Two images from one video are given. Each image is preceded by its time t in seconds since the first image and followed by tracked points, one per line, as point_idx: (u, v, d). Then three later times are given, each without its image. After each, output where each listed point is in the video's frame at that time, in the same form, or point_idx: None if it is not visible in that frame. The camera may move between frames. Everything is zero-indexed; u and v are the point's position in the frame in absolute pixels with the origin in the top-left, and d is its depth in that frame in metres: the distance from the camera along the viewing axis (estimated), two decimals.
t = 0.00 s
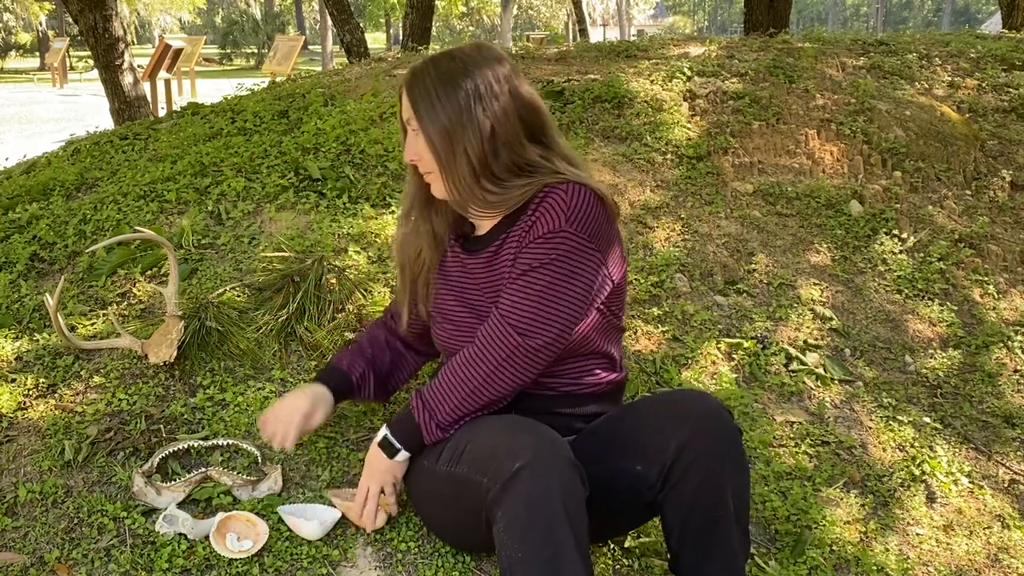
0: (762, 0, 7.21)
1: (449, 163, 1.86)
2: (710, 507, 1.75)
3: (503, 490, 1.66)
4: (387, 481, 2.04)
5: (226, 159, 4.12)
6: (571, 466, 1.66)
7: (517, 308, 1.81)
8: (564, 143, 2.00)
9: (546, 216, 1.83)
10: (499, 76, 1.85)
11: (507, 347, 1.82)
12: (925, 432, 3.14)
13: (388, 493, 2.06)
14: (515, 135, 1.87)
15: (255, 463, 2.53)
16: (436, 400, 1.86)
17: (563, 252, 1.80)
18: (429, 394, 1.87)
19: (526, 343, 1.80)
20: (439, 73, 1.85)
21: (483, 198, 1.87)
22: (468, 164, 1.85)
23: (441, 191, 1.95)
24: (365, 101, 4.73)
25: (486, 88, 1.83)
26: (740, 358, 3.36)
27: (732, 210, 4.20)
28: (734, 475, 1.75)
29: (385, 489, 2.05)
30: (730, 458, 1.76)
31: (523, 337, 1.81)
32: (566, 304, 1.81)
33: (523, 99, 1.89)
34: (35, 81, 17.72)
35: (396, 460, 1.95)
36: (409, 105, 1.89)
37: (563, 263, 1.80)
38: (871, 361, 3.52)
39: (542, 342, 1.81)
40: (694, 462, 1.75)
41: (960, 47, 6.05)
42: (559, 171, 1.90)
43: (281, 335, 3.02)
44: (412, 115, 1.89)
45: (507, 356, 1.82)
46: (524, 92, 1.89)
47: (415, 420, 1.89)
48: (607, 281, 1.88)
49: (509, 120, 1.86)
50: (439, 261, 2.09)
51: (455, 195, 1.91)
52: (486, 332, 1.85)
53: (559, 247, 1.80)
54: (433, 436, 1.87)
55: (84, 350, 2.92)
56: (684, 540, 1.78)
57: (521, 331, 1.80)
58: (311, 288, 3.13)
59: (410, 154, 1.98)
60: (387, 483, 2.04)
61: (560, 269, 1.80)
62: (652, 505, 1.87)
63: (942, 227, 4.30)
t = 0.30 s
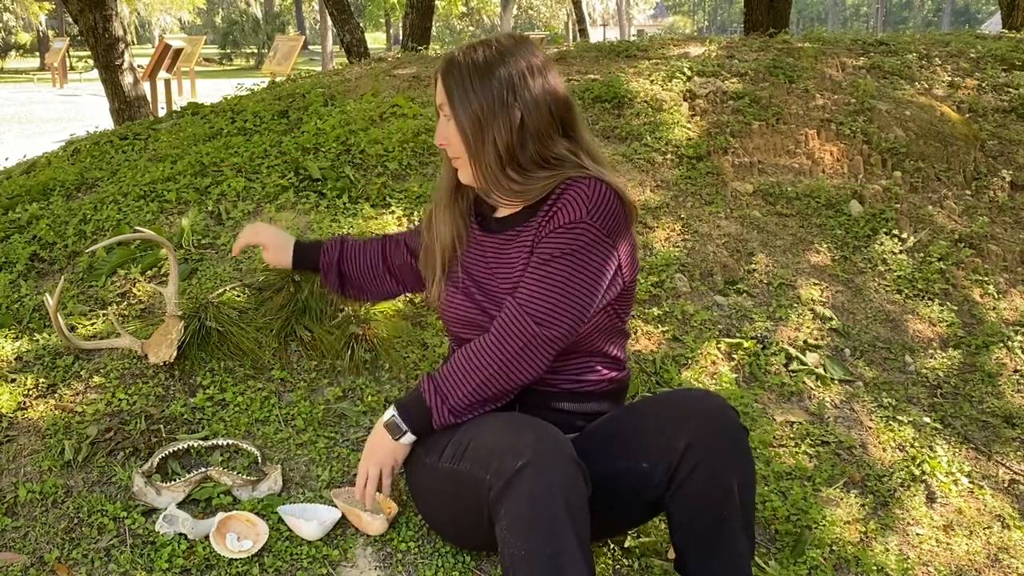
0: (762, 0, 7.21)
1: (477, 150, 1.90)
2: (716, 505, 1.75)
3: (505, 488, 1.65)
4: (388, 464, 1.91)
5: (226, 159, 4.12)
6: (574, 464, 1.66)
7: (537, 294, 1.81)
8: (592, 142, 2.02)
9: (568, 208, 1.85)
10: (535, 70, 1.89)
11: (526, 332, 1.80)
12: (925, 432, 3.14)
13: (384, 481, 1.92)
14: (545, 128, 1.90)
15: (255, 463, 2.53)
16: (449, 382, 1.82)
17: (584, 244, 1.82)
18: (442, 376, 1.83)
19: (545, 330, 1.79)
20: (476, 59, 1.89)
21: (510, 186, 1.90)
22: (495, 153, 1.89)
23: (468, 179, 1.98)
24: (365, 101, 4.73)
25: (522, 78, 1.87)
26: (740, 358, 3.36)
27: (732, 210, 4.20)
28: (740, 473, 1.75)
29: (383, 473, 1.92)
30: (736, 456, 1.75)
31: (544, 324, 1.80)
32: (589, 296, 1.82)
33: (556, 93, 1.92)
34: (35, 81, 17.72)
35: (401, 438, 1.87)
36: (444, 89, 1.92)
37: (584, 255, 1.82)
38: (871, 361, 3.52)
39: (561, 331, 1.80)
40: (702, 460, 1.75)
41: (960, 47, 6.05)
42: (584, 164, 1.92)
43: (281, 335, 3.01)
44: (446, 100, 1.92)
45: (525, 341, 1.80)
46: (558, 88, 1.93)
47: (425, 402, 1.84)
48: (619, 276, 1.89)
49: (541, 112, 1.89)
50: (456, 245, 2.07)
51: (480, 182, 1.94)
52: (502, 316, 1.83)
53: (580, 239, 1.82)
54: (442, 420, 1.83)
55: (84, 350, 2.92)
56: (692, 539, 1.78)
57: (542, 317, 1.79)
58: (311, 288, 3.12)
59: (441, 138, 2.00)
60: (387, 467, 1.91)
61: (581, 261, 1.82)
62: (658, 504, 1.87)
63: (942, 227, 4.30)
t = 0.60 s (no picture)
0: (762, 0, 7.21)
1: (491, 147, 1.91)
2: (726, 499, 1.74)
3: (503, 487, 1.65)
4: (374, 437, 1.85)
5: (226, 159, 4.12)
6: (573, 463, 1.65)
7: (552, 285, 1.81)
8: (600, 143, 2.05)
9: (578, 205, 1.87)
10: (550, 71, 1.93)
11: (541, 322, 1.79)
12: (925, 432, 3.14)
13: (364, 453, 1.86)
14: (557, 128, 1.94)
15: (255, 463, 2.53)
16: (459, 366, 1.79)
17: (596, 240, 1.84)
18: (453, 359, 1.80)
19: (560, 321, 1.79)
20: (491, 57, 1.90)
21: (524, 183, 1.92)
22: (508, 152, 1.90)
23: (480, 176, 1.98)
24: (365, 101, 4.73)
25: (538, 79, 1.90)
26: (740, 358, 3.36)
27: (732, 211, 4.20)
28: (750, 468, 1.75)
29: (366, 445, 1.85)
30: (747, 451, 1.76)
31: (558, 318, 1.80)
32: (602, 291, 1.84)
33: (568, 96, 1.96)
34: (35, 81, 17.73)
35: (401, 413, 1.82)
36: (459, 86, 1.92)
37: (597, 252, 1.84)
38: (871, 361, 3.52)
39: (575, 324, 1.81)
40: (713, 454, 1.75)
41: (960, 47, 6.05)
42: (596, 164, 1.96)
43: (281, 335, 3.02)
44: (459, 97, 1.92)
45: (541, 332, 1.79)
46: (570, 91, 1.97)
47: (432, 383, 1.80)
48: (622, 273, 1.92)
49: (555, 112, 1.93)
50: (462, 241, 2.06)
51: (492, 177, 1.95)
52: (515, 309, 1.83)
53: (592, 235, 1.84)
54: (450, 403, 1.79)
55: (84, 350, 2.92)
56: (702, 533, 1.77)
57: (557, 309, 1.79)
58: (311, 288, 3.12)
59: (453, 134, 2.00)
60: (370, 439, 1.85)
61: (593, 256, 1.83)
62: (668, 498, 1.86)
63: (942, 227, 4.30)
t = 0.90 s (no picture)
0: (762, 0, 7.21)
1: (501, 146, 1.91)
2: (728, 498, 1.74)
3: (510, 480, 1.65)
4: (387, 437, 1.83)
5: (226, 159, 4.12)
6: (579, 459, 1.65)
7: (567, 282, 1.80)
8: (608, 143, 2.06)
9: (588, 204, 1.87)
10: (558, 68, 1.93)
11: (558, 318, 1.77)
12: (925, 432, 3.14)
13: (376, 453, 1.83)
14: (566, 126, 1.94)
15: (255, 463, 2.53)
16: (477, 365, 1.77)
17: (606, 238, 1.84)
18: (469, 357, 1.78)
19: (576, 318, 1.78)
20: (499, 54, 1.90)
21: (537, 182, 1.92)
22: (518, 149, 1.90)
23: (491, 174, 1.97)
24: (365, 101, 4.73)
25: (547, 76, 1.91)
26: (740, 358, 3.36)
27: (732, 211, 4.20)
28: (751, 468, 1.74)
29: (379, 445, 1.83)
30: (749, 450, 1.76)
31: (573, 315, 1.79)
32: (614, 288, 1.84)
33: (575, 94, 1.97)
34: (35, 81, 17.74)
35: (417, 413, 1.81)
36: (468, 85, 1.92)
37: (608, 249, 1.84)
38: (871, 361, 3.52)
39: (591, 320, 1.80)
40: (715, 454, 1.74)
41: (960, 47, 6.05)
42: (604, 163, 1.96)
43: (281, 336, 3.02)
44: (469, 96, 1.92)
45: (558, 328, 1.77)
46: (577, 89, 1.98)
47: (448, 382, 1.78)
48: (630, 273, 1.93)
49: (563, 110, 1.93)
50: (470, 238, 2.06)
51: (504, 175, 1.94)
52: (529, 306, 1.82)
53: (603, 232, 1.84)
54: (468, 403, 1.78)
55: (84, 350, 2.92)
56: (703, 532, 1.77)
57: (573, 304, 1.78)
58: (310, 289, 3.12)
59: (463, 135, 1.99)
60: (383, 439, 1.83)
61: (605, 253, 1.83)
62: (670, 496, 1.86)
63: (942, 227, 4.30)
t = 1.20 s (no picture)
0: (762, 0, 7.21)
1: (505, 143, 1.91)
2: (729, 498, 1.74)
3: (513, 480, 1.65)
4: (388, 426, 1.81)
5: (226, 158, 4.12)
6: (582, 459, 1.65)
7: (572, 279, 1.79)
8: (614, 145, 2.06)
9: (592, 204, 1.86)
10: (566, 69, 1.94)
11: (563, 315, 1.77)
12: (925, 432, 3.14)
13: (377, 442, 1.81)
14: (571, 125, 1.94)
15: (255, 463, 2.53)
16: (481, 360, 1.76)
17: (611, 237, 1.84)
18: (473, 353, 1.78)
19: (581, 316, 1.78)
20: (508, 52, 1.91)
21: (542, 180, 1.92)
22: (522, 147, 1.91)
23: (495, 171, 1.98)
24: (365, 101, 4.73)
25: (555, 76, 1.92)
26: (740, 358, 3.36)
27: (732, 211, 4.20)
28: (752, 468, 1.74)
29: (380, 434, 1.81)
30: (750, 450, 1.75)
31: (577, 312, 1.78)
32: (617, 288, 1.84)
33: (581, 95, 1.97)
34: (34, 81, 17.74)
35: (419, 403, 1.79)
36: (476, 81, 1.93)
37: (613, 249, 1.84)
38: (871, 361, 3.52)
39: (595, 319, 1.79)
40: (716, 453, 1.74)
41: (960, 47, 6.05)
42: (609, 163, 1.96)
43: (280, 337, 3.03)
44: (476, 93, 1.93)
45: (562, 325, 1.77)
46: (584, 89, 1.98)
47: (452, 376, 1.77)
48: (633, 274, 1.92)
49: (569, 110, 1.94)
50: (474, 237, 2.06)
51: (509, 172, 1.94)
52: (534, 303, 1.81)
53: (607, 232, 1.84)
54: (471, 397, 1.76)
55: (84, 350, 2.92)
56: (704, 532, 1.76)
57: (579, 302, 1.78)
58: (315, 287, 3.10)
59: (469, 131, 2.00)
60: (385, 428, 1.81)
61: (609, 253, 1.83)
62: (670, 497, 1.86)
63: (942, 227, 4.30)
